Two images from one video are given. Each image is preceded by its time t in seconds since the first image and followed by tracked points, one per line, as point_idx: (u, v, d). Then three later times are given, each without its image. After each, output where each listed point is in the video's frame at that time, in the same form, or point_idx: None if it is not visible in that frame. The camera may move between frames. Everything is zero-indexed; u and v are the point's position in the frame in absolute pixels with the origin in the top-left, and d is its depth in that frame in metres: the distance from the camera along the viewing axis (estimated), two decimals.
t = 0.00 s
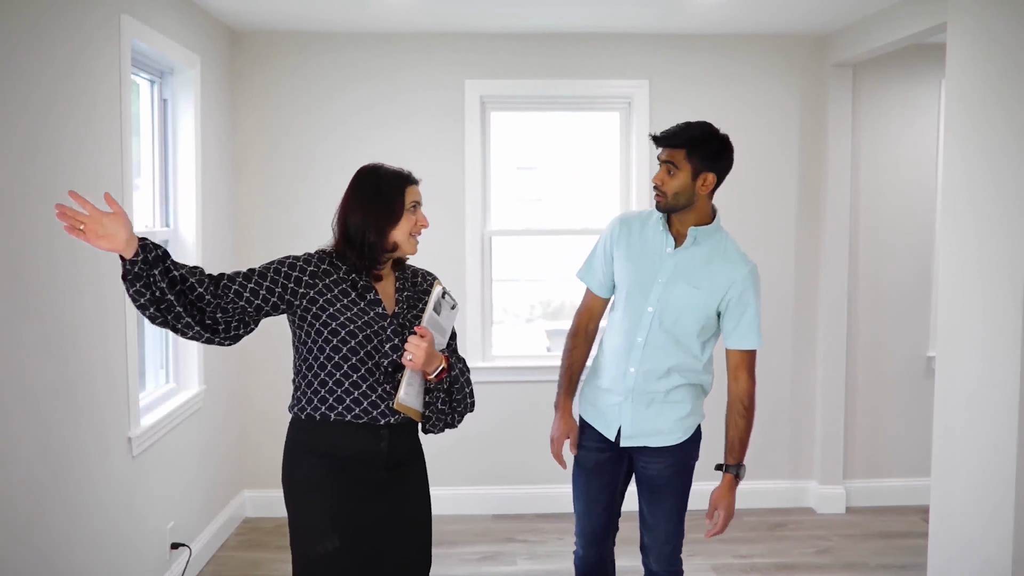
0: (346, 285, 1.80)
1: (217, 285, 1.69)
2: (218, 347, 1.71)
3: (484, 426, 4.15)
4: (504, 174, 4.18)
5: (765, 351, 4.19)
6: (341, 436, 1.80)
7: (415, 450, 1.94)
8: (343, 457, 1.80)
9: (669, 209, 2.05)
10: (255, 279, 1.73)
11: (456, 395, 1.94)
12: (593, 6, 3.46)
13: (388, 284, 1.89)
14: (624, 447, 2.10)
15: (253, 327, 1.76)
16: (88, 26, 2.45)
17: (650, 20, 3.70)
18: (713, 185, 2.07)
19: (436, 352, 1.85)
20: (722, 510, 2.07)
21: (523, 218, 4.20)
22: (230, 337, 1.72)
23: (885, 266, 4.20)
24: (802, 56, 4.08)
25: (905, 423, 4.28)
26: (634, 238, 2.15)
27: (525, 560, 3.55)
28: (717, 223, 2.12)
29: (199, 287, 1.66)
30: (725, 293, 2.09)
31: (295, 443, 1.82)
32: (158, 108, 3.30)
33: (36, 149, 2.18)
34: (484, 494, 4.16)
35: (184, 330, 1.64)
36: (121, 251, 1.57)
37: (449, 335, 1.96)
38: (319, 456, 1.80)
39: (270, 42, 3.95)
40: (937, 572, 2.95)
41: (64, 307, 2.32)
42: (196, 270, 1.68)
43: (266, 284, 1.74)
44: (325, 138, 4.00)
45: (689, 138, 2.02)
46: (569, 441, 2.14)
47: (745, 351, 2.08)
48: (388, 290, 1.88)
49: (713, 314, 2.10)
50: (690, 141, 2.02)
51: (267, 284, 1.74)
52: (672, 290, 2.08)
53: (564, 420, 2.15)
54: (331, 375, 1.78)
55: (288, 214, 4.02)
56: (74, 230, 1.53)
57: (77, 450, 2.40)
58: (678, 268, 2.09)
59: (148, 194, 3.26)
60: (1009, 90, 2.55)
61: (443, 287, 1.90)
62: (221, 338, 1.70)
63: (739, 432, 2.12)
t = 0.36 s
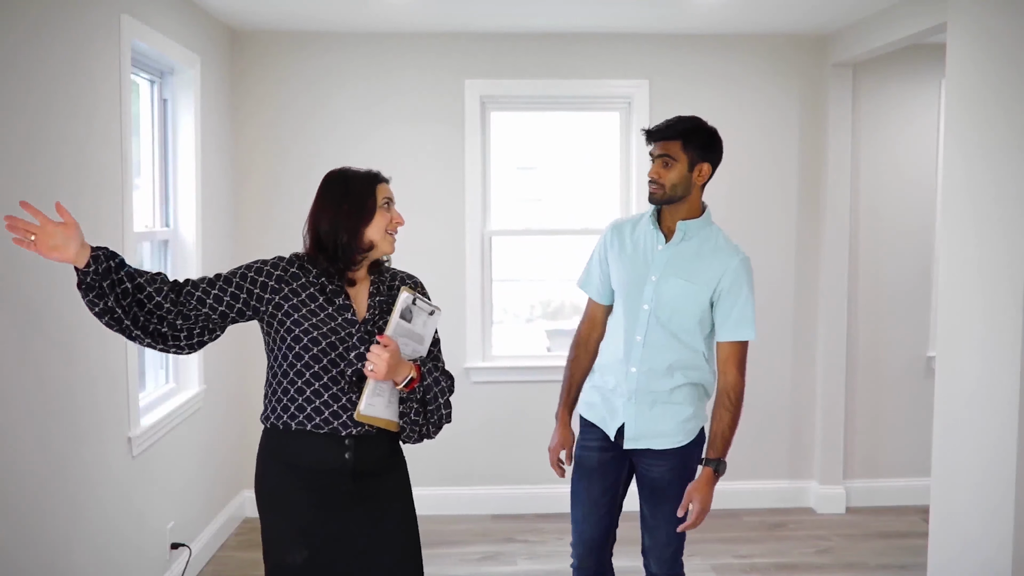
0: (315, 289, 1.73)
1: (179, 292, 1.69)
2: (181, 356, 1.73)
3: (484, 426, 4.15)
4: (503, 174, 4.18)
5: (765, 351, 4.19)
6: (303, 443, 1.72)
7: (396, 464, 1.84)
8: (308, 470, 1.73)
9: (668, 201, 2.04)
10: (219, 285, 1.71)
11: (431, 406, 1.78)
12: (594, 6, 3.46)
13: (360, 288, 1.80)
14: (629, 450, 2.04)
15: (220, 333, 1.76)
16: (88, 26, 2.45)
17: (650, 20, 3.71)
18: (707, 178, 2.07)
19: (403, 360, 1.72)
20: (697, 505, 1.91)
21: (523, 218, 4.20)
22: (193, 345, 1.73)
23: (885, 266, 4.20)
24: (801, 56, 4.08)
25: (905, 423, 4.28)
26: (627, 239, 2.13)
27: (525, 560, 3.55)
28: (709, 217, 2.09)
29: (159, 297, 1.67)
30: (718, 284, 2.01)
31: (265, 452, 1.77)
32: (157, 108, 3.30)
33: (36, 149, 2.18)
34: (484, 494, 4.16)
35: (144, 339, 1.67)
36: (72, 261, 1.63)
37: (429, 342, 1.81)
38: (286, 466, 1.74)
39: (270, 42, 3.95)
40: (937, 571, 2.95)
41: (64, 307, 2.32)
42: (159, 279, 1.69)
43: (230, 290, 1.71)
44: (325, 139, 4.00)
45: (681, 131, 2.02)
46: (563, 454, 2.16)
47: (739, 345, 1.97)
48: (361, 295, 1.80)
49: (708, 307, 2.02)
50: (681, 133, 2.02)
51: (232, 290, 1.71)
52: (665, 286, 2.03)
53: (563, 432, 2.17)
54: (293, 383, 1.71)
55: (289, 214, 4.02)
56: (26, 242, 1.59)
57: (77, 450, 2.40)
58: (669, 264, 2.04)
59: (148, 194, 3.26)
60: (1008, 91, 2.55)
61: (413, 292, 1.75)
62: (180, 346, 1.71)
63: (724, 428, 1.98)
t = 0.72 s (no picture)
0: (304, 293, 1.73)
1: (169, 300, 1.70)
2: (175, 363, 1.75)
3: (484, 426, 4.15)
4: (503, 174, 4.18)
5: (765, 351, 4.19)
6: (296, 450, 1.72)
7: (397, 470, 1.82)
8: (303, 477, 1.73)
9: (666, 197, 2.02)
10: (209, 291, 1.71)
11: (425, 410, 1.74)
12: (594, 6, 3.46)
13: (353, 289, 1.79)
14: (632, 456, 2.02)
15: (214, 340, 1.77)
16: (88, 26, 2.45)
17: (650, 20, 3.70)
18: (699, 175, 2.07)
19: (389, 364, 1.68)
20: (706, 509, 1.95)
21: (523, 218, 4.20)
22: (185, 352, 1.74)
23: (885, 266, 4.20)
24: (801, 56, 4.08)
25: (905, 423, 4.28)
26: (617, 242, 2.11)
27: (525, 560, 3.55)
28: (701, 216, 2.08)
29: (149, 305, 1.68)
30: (714, 284, 2.00)
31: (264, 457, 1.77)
32: (157, 109, 3.29)
33: (37, 149, 2.18)
34: (484, 494, 4.16)
35: (135, 347, 1.70)
36: (59, 268, 1.63)
37: (422, 342, 1.77)
38: (282, 472, 1.74)
39: (270, 42, 3.95)
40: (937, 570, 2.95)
41: (65, 306, 2.32)
42: (150, 285, 1.71)
43: (220, 296, 1.71)
44: (325, 139, 4.00)
45: (675, 127, 2.01)
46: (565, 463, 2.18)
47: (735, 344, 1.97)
48: (353, 296, 1.78)
49: (704, 307, 2.01)
50: (675, 130, 2.01)
51: (222, 295, 1.72)
52: (661, 288, 2.01)
53: (562, 440, 2.18)
54: (282, 390, 1.71)
55: (288, 214, 4.02)
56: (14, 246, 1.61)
57: (77, 450, 2.40)
58: (663, 266, 2.03)
59: (148, 194, 3.26)
60: (1009, 92, 2.55)
61: (397, 294, 1.69)
62: (172, 354, 1.73)
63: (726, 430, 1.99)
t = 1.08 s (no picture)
0: (317, 296, 1.68)
1: (181, 302, 1.69)
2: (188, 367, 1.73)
3: (484, 426, 4.15)
4: (503, 174, 4.18)
5: (765, 351, 4.19)
6: (309, 460, 1.66)
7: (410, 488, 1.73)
8: (314, 488, 1.66)
9: (646, 196, 1.94)
10: (222, 293, 1.69)
11: (440, 420, 1.68)
12: (594, 6, 3.46)
13: (371, 291, 1.75)
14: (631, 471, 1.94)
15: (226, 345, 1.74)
16: (88, 27, 2.45)
17: (649, 20, 3.70)
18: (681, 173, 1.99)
19: (404, 371, 1.63)
20: (714, 515, 1.91)
21: (523, 218, 4.20)
22: (197, 356, 1.72)
23: (885, 266, 4.20)
24: (801, 56, 4.08)
25: (905, 423, 4.28)
26: (600, 248, 2.02)
27: (525, 560, 3.55)
28: (683, 216, 2.00)
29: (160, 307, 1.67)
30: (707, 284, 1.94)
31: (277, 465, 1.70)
32: (157, 108, 3.29)
33: (36, 149, 2.18)
34: (484, 494, 4.16)
35: (146, 350, 1.68)
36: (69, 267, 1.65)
37: (441, 348, 1.71)
38: (293, 482, 1.67)
39: (270, 42, 3.95)
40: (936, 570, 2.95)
41: (64, 307, 2.32)
42: (162, 288, 1.70)
43: (233, 298, 1.69)
44: (324, 138, 4.00)
45: (656, 123, 1.93)
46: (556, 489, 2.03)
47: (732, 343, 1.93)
48: (370, 298, 1.74)
49: (697, 309, 1.95)
50: (657, 127, 1.93)
51: (235, 298, 1.69)
52: (653, 293, 1.93)
53: (551, 463, 2.03)
54: (293, 396, 1.66)
55: (288, 214, 4.02)
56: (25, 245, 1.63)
57: (78, 449, 2.41)
58: (653, 270, 1.94)
59: (148, 194, 3.26)
60: (1009, 92, 2.55)
61: (414, 298, 1.67)
62: (184, 357, 1.70)
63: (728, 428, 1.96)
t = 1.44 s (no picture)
0: (336, 298, 1.61)
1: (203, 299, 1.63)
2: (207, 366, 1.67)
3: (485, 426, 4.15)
4: (503, 174, 4.18)
5: (765, 351, 4.18)
6: (319, 469, 1.58)
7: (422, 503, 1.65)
8: (322, 500, 1.58)
9: (624, 191, 1.81)
10: (243, 290, 1.63)
11: (451, 437, 1.57)
12: (594, 6, 3.46)
13: (392, 296, 1.67)
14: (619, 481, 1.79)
15: (246, 343, 1.69)
16: (88, 27, 2.44)
17: (649, 20, 3.70)
18: (661, 171, 1.87)
19: (413, 385, 1.53)
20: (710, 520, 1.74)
21: (523, 218, 4.20)
22: (218, 354, 1.65)
23: (885, 266, 4.20)
24: (801, 56, 4.08)
25: (906, 423, 4.28)
26: (575, 246, 1.88)
27: (525, 560, 3.55)
28: (661, 213, 1.87)
29: (181, 305, 1.61)
30: (691, 280, 1.82)
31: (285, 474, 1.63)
32: (157, 108, 3.29)
33: (37, 149, 2.18)
34: (484, 494, 4.16)
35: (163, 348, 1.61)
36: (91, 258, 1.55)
37: (457, 360, 1.61)
38: (302, 493, 1.59)
39: (270, 42, 3.94)
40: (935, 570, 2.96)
41: (64, 307, 2.32)
42: (184, 282, 1.64)
43: (253, 297, 1.63)
44: (324, 138, 4.00)
45: (643, 114, 1.82)
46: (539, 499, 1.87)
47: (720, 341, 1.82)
48: (391, 302, 1.66)
49: (680, 307, 1.83)
50: (642, 119, 1.82)
51: (255, 296, 1.63)
52: (634, 290, 1.81)
53: (532, 473, 1.88)
54: (303, 401, 1.59)
55: (288, 213, 4.02)
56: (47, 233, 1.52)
57: (79, 449, 2.41)
58: (633, 266, 1.82)
59: (148, 193, 3.27)
60: (1009, 92, 2.55)
61: (427, 308, 1.56)
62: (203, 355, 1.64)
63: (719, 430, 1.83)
